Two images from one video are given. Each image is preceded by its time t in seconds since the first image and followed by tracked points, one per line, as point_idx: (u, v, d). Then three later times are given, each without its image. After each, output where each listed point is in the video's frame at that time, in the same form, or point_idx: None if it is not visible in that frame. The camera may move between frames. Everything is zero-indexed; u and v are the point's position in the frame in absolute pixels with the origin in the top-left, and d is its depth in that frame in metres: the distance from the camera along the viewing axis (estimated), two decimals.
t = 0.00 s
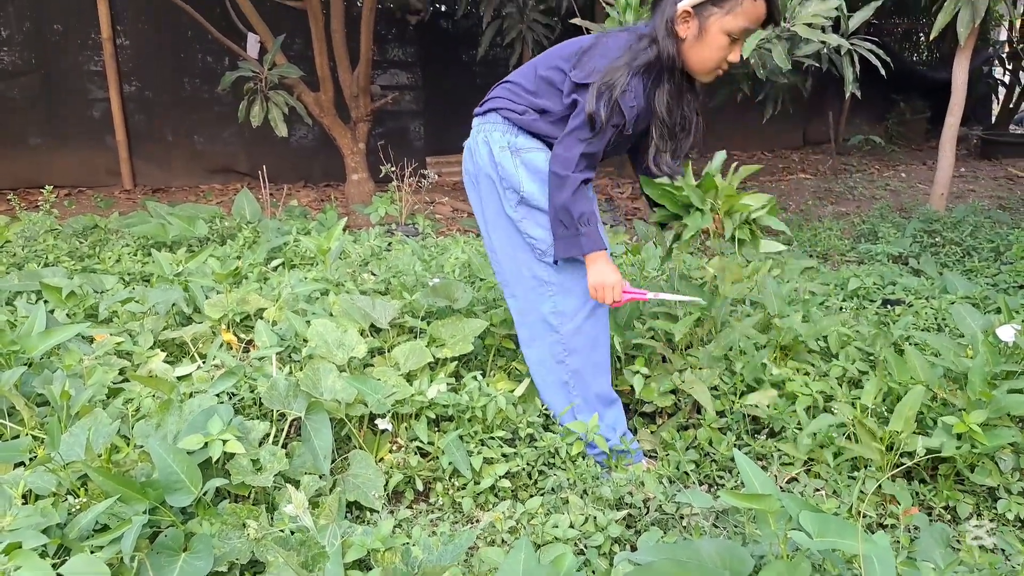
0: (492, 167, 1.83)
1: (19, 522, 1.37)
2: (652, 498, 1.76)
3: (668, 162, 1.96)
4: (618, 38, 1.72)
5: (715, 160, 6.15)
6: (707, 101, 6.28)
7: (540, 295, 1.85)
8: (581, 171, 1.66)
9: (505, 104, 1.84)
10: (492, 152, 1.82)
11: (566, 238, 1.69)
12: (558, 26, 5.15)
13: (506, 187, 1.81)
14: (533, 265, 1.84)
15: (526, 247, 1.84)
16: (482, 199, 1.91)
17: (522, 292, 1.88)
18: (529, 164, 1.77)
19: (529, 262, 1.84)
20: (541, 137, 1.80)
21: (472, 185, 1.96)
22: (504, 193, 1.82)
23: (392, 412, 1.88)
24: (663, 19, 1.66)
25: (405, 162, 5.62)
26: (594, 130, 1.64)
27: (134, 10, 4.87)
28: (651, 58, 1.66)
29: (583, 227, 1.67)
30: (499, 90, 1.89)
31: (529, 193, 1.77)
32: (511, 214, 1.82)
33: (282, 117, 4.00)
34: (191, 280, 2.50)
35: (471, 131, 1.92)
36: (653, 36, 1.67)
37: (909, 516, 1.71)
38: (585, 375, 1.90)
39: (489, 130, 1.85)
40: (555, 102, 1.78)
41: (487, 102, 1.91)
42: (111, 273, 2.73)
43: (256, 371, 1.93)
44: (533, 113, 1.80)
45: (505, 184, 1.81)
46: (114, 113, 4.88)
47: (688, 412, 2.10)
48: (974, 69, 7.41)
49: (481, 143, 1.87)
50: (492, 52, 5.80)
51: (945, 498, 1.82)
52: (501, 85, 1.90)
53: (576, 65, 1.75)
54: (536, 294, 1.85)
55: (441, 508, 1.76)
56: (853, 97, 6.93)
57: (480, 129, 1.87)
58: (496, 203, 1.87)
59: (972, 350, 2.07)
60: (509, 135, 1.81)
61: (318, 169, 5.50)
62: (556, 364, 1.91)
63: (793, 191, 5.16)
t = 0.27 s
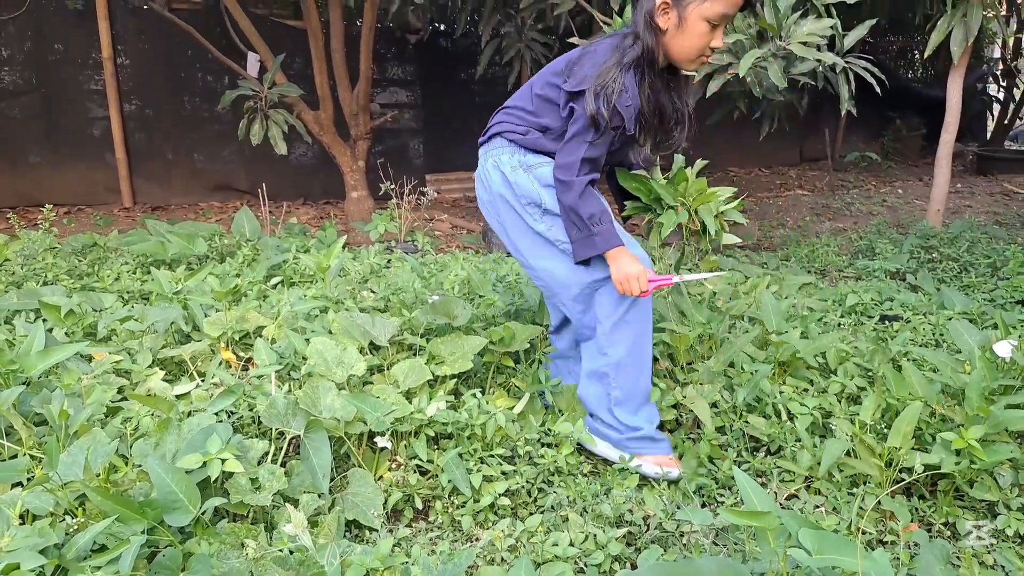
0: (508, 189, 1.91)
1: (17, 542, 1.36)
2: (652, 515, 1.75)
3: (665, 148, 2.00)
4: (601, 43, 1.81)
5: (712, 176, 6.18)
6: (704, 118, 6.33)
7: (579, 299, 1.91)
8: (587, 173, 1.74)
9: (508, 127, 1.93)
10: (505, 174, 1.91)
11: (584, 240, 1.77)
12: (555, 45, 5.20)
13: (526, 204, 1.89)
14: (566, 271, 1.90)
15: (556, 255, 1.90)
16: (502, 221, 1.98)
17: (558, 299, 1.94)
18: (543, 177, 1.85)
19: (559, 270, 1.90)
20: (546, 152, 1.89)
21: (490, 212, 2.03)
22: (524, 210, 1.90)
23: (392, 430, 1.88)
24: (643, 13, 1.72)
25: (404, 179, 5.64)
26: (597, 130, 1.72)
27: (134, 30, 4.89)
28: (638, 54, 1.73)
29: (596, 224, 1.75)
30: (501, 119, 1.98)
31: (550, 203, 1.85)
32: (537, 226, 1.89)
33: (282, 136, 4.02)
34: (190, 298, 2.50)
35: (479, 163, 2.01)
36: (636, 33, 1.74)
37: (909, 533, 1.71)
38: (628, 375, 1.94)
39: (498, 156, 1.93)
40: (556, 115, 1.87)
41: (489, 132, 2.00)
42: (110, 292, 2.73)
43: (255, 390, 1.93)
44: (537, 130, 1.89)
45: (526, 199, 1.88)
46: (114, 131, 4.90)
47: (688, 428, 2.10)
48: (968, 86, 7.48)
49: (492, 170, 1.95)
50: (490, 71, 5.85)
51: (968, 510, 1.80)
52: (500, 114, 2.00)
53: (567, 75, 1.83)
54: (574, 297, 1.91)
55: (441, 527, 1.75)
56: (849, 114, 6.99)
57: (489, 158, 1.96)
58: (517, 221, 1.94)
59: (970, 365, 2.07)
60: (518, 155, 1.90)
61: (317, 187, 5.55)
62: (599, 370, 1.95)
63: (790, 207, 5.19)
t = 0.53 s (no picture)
0: (523, 218, 1.90)
1: (20, 558, 1.35)
2: (653, 529, 1.75)
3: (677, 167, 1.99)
4: (612, 70, 1.79)
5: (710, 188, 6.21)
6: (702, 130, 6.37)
7: (591, 332, 1.89)
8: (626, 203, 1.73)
9: (523, 154, 1.92)
10: (521, 203, 1.89)
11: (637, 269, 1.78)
12: (553, 59, 5.24)
13: (540, 234, 1.87)
14: (580, 304, 1.89)
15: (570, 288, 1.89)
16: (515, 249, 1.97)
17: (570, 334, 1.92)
18: (558, 208, 1.84)
19: (574, 302, 1.90)
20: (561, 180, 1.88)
21: (502, 236, 2.02)
22: (538, 240, 1.88)
23: (393, 444, 1.88)
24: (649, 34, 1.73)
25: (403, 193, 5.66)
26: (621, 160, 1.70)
27: (135, 45, 4.92)
28: (647, 78, 1.71)
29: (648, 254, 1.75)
30: (516, 144, 1.96)
31: (565, 237, 1.83)
32: (550, 260, 1.88)
33: (282, 150, 4.04)
34: (191, 313, 2.51)
35: (494, 186, 1.99)
36: (643, 58, 1.73)
37: (911, 544, 1.71)
38: (651, 407, 1.91)
39: (514, 183, 1.91)
40: (571, 143, 1.86)
41: (505, 156, 1.98)
42: (111, 307, 2.74)
43: (256, 405, 1.93)
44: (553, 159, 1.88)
45: (540, 231, 1.87)
46: (115, 146, 4.93)
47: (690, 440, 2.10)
48: (964, 97, 7.53)
49: (507, 196, 1.93)
50: (489, 84, 5.89)
51: (981, 519, 1.79)
52: (515, 138, 1.98)
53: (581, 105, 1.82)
54: (586, 332, 1.89)
55: (442, 541, 1.75)
56: (846, 126, 7.03)
57: (505, 184, 1.94)
58: (530, 251, 1.92)
59: (969, 375, 2.08)
60: (534, 183, 1.88)
61: (317, 200, 5.58)
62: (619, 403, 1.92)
63: (788, 218, 5.21)
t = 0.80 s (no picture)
0: (561, 251, 1.91)
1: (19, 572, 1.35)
2: (654, 538, 1.75)
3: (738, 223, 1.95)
4: (674, 123, 1.74)
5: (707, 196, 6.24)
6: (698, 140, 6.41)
7: (631, 365, 1.90)
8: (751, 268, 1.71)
9: (566, 188, 1.92)
10: (558, 236, 1.90)
11: (774, 336, 1.75)
12: (550, 69, 5.27)
13: (579, 268, 1.88)
14: (620, 338, 1.90)
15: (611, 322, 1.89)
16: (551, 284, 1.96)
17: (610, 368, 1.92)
18: (598, 241, 1.85)
19: (615, 336, 1.90)
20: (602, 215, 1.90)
21: (534, 270, 2.03)
22: (577, 274, 1.89)
23: (392, 454, 1.88)
24: (711, 97, 1.66)
25: (401, 203, 5.67)
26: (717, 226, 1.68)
27: (133, 57, 4.93)
28: (714, 140, 1.65)
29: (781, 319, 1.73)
30: (556, 178, 1.96)
31: (605, 269, 1.84)
32: (591, 293, 1.88)
33: (281, 161, 4.05)
34: (189, 324, 2.51)
35: (527, 220, 2.01)
36: (708, 119, 1.67)
37: (910, 551, 1.71)
38: (678, 443, 1.91)
39: (551, 216, 1.93)
40: (627, 191, 1.84)
41: (541, 189, 1.99)
42: (109, 319, 2.74)
43: (256, 416, 1.93)
44: (598, 198, 1.87)
45: (577, 264, 1.88)
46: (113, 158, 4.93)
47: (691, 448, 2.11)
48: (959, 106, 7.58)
49: (542, 228, 1.95)
50: (487, 94, 5.93)
51: (983, 524, 1.80)
52: (556, 174, 1.97)
53: (645, 158, 1.78)
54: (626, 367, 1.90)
55: (442, 552, 1.74)
56: (842, 134, 7.07)
57: (539, 216, 1.96)
58: (567, 285, 1.92)
59: (967, 383, 2.08)
60: (573, 217, 1.90)
61: (315, 210, 5.60)
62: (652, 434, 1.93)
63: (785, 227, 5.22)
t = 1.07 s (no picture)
0: (593, 249, 1.85)
1: None
2: (652, 539, 1.74)
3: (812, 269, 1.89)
4: (743, 152, 1.67)
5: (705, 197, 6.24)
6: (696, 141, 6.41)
7: (654, 374, 1.86)
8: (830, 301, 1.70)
9: (613, 189, 1.87)
10: (593, 234, 1.85)
11: (850, 370, 1.74)
12: (548, 70, 5.27)
13: (610, 269, 1.82)
14: (646, 345, 1.86)
15: (638, 328, 1.85)
16: (579, 282, 1.92)
17: (633, 376, 1.89)
18: (633, 245, 1.80)
19: (642, 343, 1.86)
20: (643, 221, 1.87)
21: (560, 266, 1.98)
22: (607, 274, 1.84)
23: (390, 456, 1.87)
24: (784, 144, 1.59)
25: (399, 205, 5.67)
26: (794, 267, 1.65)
27: (129, 59, 4.93)
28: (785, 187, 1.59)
29: (858, 353, 1.72)
30: (602, 177, 1.91)
31: (637, 274, 1.79)
32: (621, 298, 1.83)
33: (278, 163, 4.04)
34: (187, 326, 2.50)
35: (560, 213, 1.95)
36: (781, 162, 1.60)
37: (908, 551, 1.71)
38: (688, 455, 1.89)
39: (587, 213, 1.88)
40: (684, 213, 1.79)
41: (583, 185, 1.93)
42: (106, 321, 2.73)
43: (253, 419, 1.92)
44: (647, 210, 1.83)
45: (607, 266, 1.83)
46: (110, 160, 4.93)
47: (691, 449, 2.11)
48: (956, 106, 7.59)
49: (576, 225, 1.89)
50: (486, 96, 5.94)
51: (982, 524, 1.80)
52: (602, 172, 1.91)
53: (712, 186, 1.72)
54: (650, 377, 1.86)
55: (441, 554, 1.74)
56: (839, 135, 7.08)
57: (575, 211, 1.91)
58: (596, 286, 1.88)
59: (966, 384, 2.08)
60: (611, 217, 1.85)
61: (313, 212, 5.60)
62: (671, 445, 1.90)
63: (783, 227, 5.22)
